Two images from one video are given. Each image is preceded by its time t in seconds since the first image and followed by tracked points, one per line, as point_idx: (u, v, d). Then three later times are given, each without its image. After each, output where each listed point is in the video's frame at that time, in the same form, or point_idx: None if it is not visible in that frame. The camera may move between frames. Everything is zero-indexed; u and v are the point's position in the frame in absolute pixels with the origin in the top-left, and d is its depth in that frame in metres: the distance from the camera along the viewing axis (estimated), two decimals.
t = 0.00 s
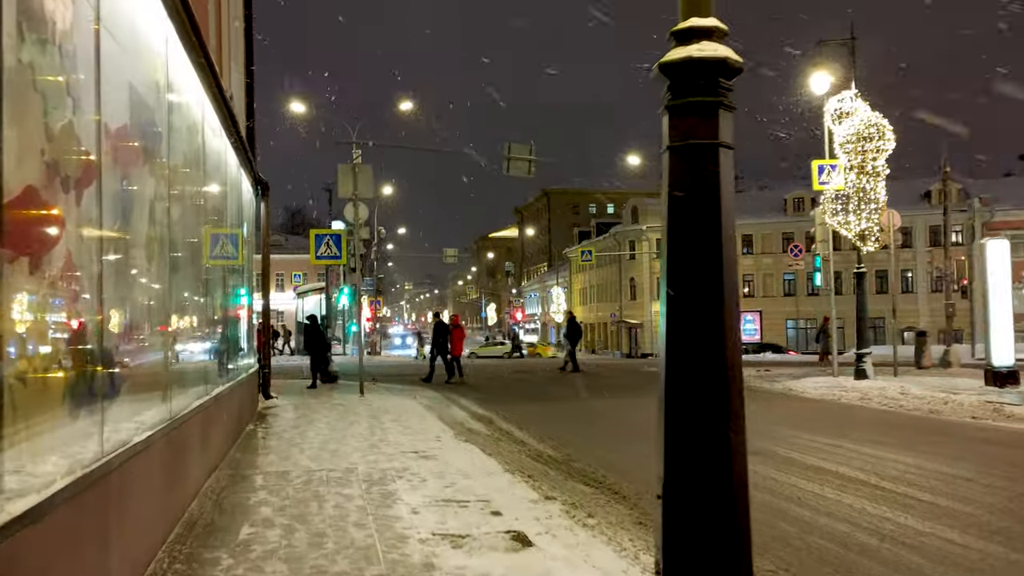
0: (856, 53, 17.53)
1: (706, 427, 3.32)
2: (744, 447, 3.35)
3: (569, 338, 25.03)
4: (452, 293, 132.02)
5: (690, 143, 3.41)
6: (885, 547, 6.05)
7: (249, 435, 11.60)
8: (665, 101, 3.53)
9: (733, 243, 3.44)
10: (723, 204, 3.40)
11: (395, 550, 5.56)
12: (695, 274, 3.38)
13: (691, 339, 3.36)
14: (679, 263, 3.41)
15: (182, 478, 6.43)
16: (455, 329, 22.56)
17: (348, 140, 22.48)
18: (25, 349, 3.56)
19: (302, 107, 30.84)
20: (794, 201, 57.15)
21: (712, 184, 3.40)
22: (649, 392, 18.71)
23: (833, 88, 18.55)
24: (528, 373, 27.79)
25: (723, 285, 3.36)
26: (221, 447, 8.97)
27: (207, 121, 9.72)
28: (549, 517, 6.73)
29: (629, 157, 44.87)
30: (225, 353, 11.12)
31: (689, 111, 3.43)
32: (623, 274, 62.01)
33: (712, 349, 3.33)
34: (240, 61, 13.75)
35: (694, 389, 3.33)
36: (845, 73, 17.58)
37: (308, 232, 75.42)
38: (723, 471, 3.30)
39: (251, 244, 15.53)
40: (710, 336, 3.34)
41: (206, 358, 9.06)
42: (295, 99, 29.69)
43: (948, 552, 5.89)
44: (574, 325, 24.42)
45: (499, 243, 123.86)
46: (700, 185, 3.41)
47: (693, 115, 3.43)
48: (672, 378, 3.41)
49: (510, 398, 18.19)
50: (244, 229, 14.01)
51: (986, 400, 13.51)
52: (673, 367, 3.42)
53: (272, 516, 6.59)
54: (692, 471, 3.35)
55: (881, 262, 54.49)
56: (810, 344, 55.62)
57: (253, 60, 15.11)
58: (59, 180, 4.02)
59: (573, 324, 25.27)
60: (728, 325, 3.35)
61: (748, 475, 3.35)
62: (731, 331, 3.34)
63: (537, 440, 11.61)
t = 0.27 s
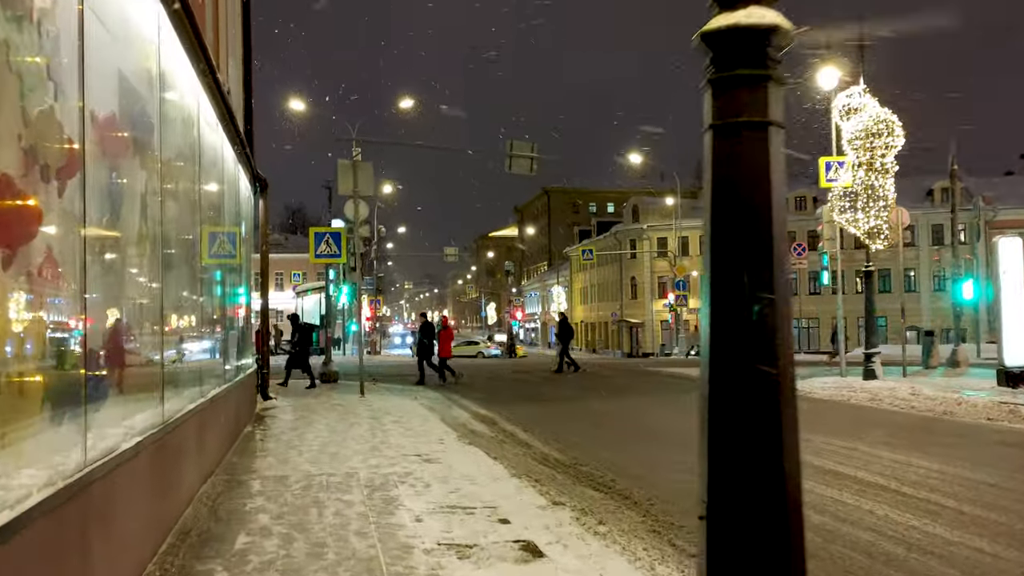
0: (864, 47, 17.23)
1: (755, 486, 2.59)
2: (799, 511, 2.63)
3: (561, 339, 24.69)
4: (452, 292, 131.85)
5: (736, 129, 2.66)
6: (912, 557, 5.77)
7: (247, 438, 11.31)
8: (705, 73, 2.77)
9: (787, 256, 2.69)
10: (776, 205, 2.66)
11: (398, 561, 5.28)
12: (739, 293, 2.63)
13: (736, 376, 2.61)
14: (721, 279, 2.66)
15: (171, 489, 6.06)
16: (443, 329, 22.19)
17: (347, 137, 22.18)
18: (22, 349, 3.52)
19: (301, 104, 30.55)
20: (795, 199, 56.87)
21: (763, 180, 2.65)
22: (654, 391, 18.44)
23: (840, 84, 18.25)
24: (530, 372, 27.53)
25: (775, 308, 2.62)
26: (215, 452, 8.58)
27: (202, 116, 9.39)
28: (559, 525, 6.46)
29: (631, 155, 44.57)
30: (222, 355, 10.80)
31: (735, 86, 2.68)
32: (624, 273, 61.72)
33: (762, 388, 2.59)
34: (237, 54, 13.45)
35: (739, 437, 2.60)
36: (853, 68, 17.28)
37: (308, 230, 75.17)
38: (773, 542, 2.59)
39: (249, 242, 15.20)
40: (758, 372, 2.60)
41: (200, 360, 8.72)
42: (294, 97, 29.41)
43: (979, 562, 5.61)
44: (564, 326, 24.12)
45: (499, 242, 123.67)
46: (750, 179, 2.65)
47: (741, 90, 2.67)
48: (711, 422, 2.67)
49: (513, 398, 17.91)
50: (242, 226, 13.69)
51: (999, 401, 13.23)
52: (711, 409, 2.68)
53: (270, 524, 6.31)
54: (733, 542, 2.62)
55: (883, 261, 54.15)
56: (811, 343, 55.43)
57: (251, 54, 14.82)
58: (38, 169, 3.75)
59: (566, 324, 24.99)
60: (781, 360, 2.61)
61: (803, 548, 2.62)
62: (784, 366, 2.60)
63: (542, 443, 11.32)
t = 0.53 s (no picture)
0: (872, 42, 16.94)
1: (829, 501, 2.35)
2: (872, 521, 2.40)
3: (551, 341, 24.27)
4: (451, 292, 131.54)
5: (799, 104, 2.44)
6: (944, 570, 5.47)
7: (245, 440, 11.01)
8: (763, 43, 2.56)
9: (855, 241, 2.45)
10: (842, 185, 2.43)
11: None
12: (803, 282, 2.39)
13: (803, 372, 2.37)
14: (781, 265, 2.43)
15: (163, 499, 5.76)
16: (430, 330, 21.81)
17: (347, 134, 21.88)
18: (21, 350, 3.46)
19: (300, 103, 30.25)
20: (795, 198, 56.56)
21: (830, 160, 2.43)
22: (659, 393, 18.15)
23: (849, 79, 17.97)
24: (531, 373, 27.18)
25: (845, 299, 2.38)
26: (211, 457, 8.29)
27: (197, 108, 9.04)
28: (571, 536, 6.17)
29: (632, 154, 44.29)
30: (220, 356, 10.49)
31: (801, 58, 2.47)
32: (624, 272, 61.40)
33: (831, 386, 2.36)
34: (235, 48, 13.16)
35: (806, 457, 2.36)
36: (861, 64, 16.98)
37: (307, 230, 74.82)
38: (847, 558, 2.35)
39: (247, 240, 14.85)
40: (826, 369, 2.36)
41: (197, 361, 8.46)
42: (293, 95, 29.10)
43: None
44: (555, 327, 23.76)
45: (499, 242, 123.40)
46: (816, 158, 2.42)
47: (807, 63, 2.46)
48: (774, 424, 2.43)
49: (514, 399, 17.63)
50: (241, 224, 13.42)
51: (1013, 402, 12.93)
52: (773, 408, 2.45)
53: (269, 535, 6.01)
54: (801, 556, 2.37)
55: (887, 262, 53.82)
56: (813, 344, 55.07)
57: (249, 49, 14.52)
58: (15, 160, 3.45)
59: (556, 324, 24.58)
60: (852, 356, 2.37)
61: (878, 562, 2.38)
62: (854, 363, 2.37)
63: (548, 446, 11.01)
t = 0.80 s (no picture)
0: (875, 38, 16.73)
1: (900, 515, 2.09)
2: (951, 531, 2.12)
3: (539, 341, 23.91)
4: (448, 292, 131.21)
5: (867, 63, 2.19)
6: None
7: (238, 443, 10.73)
8: None
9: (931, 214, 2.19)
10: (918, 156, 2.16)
11: None
12: (870, 258, 2.14)
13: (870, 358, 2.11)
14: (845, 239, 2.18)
15: (150, 507, 5.52)
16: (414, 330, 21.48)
17: (343, 132, 21.61)
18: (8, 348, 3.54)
19: (295, 101, 29.95)
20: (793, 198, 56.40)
21: (901, 126, 2.16)
22: (660, 393, 17.91)
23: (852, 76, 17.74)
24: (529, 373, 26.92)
25: (921, 286, 2.10)
26: (202, 460, 8.01)
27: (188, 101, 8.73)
28: (577, 545, 5.86)
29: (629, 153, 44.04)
30: (212, 355, 10.21)
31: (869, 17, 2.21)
32: (622, 272, 61.18)
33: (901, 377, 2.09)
34: (229, 42, 12.89)
35: (870, 466, 2.10)
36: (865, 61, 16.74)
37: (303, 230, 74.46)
38: None
39: (241, 239, 14.57)
40: (894, 357, 2.09)
41: (186, 360, 8.16)
42: (288, 93, 28.82)
43: None
44: (542, 326, 23.44)
45: (495, 242, 123.16)
46: (888, 122, 2.17)
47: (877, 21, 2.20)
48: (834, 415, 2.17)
49: (514, 400, 17.36)
50: (234, 221, 13.13)
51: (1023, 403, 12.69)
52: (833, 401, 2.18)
53: (260, 544, 5.74)
54: (870, 563, 2.11)
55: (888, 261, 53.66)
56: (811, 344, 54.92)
57: (244, 43, 14.25)
58: None
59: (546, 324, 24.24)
60: (927, 350, 2.10)
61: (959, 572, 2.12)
62: (929, 358, 2.09)
63: (549, 449, 10.74)
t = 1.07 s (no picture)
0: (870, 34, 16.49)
1: (974, 500, 2.13)
2: None
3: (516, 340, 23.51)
4: (437, 292, 130.69)
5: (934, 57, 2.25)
6: None
7: (219, 447, 10.39)
8: None
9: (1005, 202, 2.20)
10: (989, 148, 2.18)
11: None
12: (941, 245, 2.19)
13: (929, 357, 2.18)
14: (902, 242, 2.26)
15: (122, 518, 5.25)
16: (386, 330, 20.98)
17: (331, 128, 21.25)
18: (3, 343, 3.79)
19: (282, 98, 29.54)
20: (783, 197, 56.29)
21: (970, 117, 2.20)
22: (652, 394, 17.65)
23: (847, 73, 17.51)
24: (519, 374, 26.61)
25: (992, 276, 2.13)
26: (180, 467, 7.70)
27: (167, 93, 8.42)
28: (573, 557, 5.57)
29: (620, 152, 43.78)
30: (194, 357, 9.89)
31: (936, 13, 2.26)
32: (612, 271, 60.96)
33: (974, 368, 2.12)
34: (211, 35, 12.56)
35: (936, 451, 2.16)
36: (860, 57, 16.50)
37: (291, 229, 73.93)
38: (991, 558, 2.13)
39: (225, 236, 14.23)
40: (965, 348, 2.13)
41: (165, 362, 7.85)
42: (276, 90, 28.41)
43: None
44: (521, 324, 23.03)
45: (485, 241, 122.74)
46: (957, 112, 2.21)
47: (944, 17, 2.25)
48: (897, 404, 2.26)
49: (504, 402, 17.05)
50: (217, 220, 12.82)
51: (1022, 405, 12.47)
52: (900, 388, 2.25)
53: (238, 557, 5.43)
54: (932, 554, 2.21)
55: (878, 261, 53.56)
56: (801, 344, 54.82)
57: (227, 37, 13.90)
58: None
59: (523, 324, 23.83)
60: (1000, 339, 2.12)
61: None
62: (999, 347, 2.12)
63: (540, 452, 10.45)
